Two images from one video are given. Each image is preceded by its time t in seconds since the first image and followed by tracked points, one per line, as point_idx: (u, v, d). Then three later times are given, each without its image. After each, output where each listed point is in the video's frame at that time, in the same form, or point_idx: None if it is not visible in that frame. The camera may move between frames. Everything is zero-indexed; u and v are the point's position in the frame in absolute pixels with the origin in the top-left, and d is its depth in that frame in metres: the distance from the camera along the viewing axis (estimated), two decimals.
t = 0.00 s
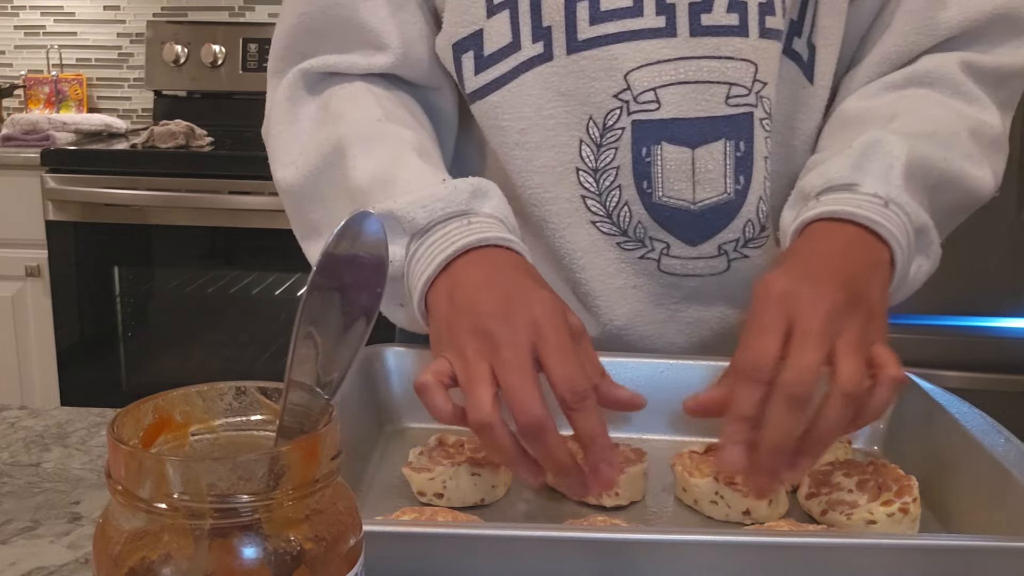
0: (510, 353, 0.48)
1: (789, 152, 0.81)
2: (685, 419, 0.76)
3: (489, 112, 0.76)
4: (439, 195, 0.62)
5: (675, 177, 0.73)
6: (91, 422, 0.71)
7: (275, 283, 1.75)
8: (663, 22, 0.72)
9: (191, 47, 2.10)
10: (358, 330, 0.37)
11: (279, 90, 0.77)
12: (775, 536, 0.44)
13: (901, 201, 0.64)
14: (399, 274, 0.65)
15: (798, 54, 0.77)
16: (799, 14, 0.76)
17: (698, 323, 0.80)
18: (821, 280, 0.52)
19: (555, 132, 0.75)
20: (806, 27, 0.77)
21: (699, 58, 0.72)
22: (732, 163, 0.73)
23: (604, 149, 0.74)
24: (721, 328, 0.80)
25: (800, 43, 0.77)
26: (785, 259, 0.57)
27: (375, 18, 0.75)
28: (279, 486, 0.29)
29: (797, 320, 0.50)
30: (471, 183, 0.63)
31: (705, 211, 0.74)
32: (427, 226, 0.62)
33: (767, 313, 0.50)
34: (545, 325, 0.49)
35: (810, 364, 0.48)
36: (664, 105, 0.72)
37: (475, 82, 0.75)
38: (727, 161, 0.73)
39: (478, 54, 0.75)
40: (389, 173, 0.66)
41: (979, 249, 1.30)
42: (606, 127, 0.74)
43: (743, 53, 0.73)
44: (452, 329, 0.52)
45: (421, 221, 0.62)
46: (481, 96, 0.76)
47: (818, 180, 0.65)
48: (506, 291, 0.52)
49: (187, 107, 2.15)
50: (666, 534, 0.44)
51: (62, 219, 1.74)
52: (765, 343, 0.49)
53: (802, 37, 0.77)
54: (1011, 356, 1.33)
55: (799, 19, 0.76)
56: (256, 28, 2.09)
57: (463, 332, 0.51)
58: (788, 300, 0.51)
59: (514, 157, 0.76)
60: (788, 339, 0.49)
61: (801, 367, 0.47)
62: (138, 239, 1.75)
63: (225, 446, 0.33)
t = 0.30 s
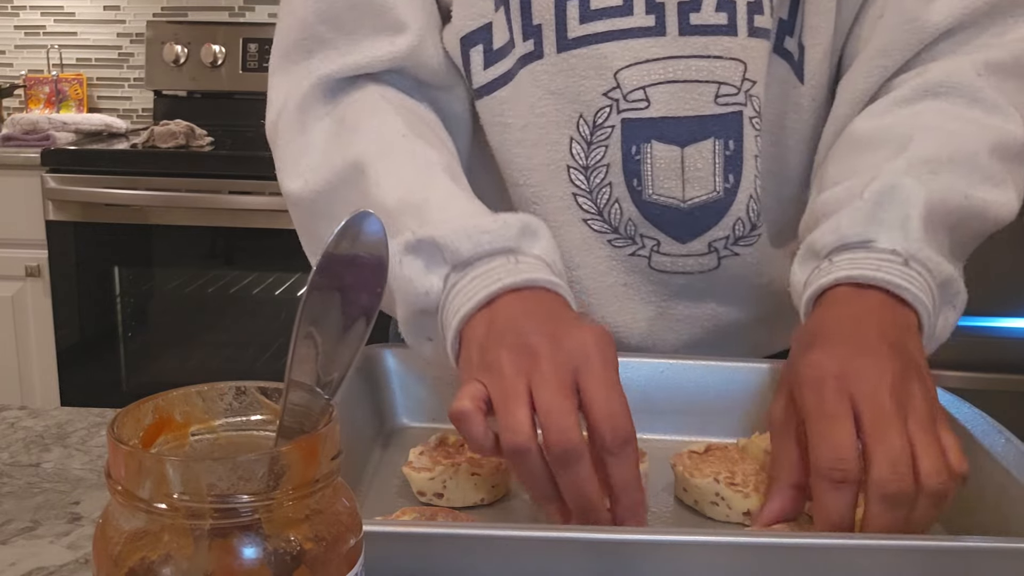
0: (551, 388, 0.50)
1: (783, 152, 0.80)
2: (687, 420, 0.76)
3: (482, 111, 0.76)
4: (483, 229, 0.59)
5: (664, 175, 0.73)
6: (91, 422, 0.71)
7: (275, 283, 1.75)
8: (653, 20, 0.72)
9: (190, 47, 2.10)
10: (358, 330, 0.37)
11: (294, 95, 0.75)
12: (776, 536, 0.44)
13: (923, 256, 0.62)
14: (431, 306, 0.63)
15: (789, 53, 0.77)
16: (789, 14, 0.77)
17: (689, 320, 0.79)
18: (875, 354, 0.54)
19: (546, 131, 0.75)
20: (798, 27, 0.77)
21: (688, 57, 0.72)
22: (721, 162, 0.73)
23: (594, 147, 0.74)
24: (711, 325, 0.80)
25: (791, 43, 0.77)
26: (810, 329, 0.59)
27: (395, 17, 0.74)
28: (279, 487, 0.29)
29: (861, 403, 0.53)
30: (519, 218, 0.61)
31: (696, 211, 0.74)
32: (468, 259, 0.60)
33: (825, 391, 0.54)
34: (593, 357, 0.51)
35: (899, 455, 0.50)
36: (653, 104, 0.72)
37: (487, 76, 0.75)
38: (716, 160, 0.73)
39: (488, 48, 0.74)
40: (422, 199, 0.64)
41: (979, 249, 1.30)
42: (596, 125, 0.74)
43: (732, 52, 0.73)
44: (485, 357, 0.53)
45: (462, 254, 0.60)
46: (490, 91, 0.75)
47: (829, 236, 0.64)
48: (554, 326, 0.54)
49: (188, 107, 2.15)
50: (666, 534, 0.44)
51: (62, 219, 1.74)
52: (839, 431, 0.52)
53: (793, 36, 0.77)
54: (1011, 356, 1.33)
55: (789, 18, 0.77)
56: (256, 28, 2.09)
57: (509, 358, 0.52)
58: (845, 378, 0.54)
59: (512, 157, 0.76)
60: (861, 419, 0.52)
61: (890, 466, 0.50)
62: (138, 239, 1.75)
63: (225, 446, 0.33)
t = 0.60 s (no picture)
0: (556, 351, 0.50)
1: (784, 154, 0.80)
2: (687, 420, 0.75)
3: (481, 115, 0.76)
4: (459, 180, 0.62)
5: (667, 178, 0.73)
6: (91, 422, 0.71)
7: (275, 283, 1.75)
8: (655, 23, 0.72)
9: (191, 47, 2.09)
10: (359, 330, 0.37)
11: (268, 95, 0.77)
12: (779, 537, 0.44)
13: (977, 202, 0.65)
14: (413, 260, 0.65)
15: (792, 55, 0.77)
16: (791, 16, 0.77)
17: (689, 325, 0.79)
18: (943, 309, 0.55)
19: (547, 135, 0.75)
20: (801, 27, 0.77)
21: (690, 61, 0.72)
22: (725, 164, 0.73)
23: (596, 152, 0.74)
24: (712, 329, 0.80)
25: (794, 44, 0.77)
26: (876, 286, 0.59)
27: (363, 16, 0.75)
28: (280, 486, 0.29)
29: (927, 357, 0.53)
30: (489, 171, 0.64)
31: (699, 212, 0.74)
32: (445, 211, 0.62)
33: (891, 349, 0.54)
34: (584, 314, 0.51)
35: (965, 411, 0.51)
36: (656, 106, 0.72)
37: (473, 84, 0.75)
38: (720, 162, 0.73)
39: (473, 56, 0.75)
40: (399, 161, 0.66)
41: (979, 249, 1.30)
42: (598, 129, 0.73)
43: (734, 54, 0.73)
44: (482, 317, 0.53)
45: (440, 207, 0.62)
46: (477, 99, 0.76)
47: (886, 185, 0.66)
48: (545, 285, 0.54)
49: (188, 107, 2.15)
50: (666, 534, 0.44)
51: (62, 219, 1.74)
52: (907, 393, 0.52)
53: (795, 38, 0.77)
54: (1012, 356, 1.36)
55: (792, 20, 0.77)
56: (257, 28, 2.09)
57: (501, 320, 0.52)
58: (911, 335, 0.54)
59: (509, 161, 0.76)
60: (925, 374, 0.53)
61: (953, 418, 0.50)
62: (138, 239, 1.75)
63: (225, 446, 0.33)
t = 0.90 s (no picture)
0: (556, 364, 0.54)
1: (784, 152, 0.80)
2: (686, 420, 0.75)
3: (480, 114, 0.76)
4: (461, 199, 0.63)
5: (667, 178, 0.73)
6: (91, 422, 0.71)
7: (275, 283, 1.75)
8: (655, 22, 0.72)
9: (191, 47, 2.09)
10: (359, 330, 0.37)
11: (274, 93, 0.77)
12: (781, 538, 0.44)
13: (987, 217, 0.65)
14: (413, 273, 0.65)
15: (791, 55, 0.77)
16: (791, 15, 0.76)
17: (691, 325, 0.79)
18: (934, 325, 0.57)
19: (547, 134, 0.75)
20: (800, 27, 0.77)
21: (691, 59, 0.72)
22: (724, 163, 0.73)
23: (596, 150, 0.74)
24: (713, 328, 0.80)
25: (794, 44, 0.77)
26: (881, 300, 0.62)
27: (366, 21, 0.75)
28: (279, 486, 0.29)
29: (915, 369, 0.56)
30: (492, 192, 0.64)
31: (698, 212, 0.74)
32: (448, 228, 0.63)
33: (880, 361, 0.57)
34: (579, 333, 0.55)
35: (946, 419, 0.54)
36: (656, 105, 0.72)
37: (471, 82, 0.75)
38: (720, 161, 0.73)
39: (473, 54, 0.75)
40: (404, 177, 0.67)
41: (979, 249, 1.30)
42: (598, 128, 0.73)
43: (734, 53, 0.73)
44: (483, 330, 0.57)
45: (443, 224, 0.63)
46: (475, 98, 0.76)
47: (894, 203, 0.67)
48: (543, 302, 0.57)
49: (188, 107, 2.15)
50: (665, 534, 0.44)
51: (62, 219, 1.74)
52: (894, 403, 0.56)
53: (795, 38, 0.77)
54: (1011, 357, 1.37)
55: (791, 20, 0.77)
56: (257, 28, 2.09)
57: (501, 333, 0.55)
58: (900, 348, 0.57)
59: (507, 159, 0.76)
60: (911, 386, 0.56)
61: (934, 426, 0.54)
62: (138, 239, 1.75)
63: (225, 446, 0.33)
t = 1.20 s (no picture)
0: (545, 353, 0.54)
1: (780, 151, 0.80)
2: (695, 421, 0.75)
3: (477, 112, 0.76)
4: (440, 187, 0.63)
5: (664, 176, 0.73)
6: (91, 422, 0.71)
7: (275, 283, 1.75)
8: (653, 22, 0.72)
9: (191, 47, 2.09)
10: (358, 330, 0.37)
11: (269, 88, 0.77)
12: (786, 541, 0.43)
13: (980, 213, 0.65)
14: (398, 264, 0.65)
15: (789, 56, 0.77)
16: (789, 15, 0.76)
17: (689, 323, 0.79)
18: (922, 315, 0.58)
19: (545, 132, 0.75)
20: (797, 27, 0.77)
21: (687, 58, 0.72)
22: (721, 162, 0.73)
23: (594, 149, 0.74)
24: (712, 327, 0.80)
25: (792, 44, 0.77)
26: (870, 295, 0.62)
27: (363, 20, 0.75)
28: (279, 486, 0.29)
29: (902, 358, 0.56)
30: (473, 179, 0.64)
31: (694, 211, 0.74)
32: (431, 218, 0.63)
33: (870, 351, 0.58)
34: (575, 328, 0.56)
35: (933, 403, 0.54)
36: (652, 104, 0.72)
37: (469, 81, 0.75)
38: (715, 161, 0.73)
39: (470, 54, 0.75)
40: (392, 168, 0.67)
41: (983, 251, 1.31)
42: (595, 127, 0.73)
43: (730, 53, 0.73)
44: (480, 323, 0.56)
45: (426, 214, 0.63)
46: (476, 95, 0.75)
47: (887, 200, 0.67)
48: (538, 296, 0.57)
49: (187, 107, 2.15)
50: (668, 534, 0.44)
51: (62, 219, 1.74)
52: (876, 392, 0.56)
53: (793, 39, 0.77)
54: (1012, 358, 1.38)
55: (789, 20, 0.76)
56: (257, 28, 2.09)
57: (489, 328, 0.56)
58: (890, 338, 0.57)
59: (506, 156, 0.76)
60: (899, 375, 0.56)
61: (920, 413, 0.54)
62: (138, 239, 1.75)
63: (225, 446, 0.33)
